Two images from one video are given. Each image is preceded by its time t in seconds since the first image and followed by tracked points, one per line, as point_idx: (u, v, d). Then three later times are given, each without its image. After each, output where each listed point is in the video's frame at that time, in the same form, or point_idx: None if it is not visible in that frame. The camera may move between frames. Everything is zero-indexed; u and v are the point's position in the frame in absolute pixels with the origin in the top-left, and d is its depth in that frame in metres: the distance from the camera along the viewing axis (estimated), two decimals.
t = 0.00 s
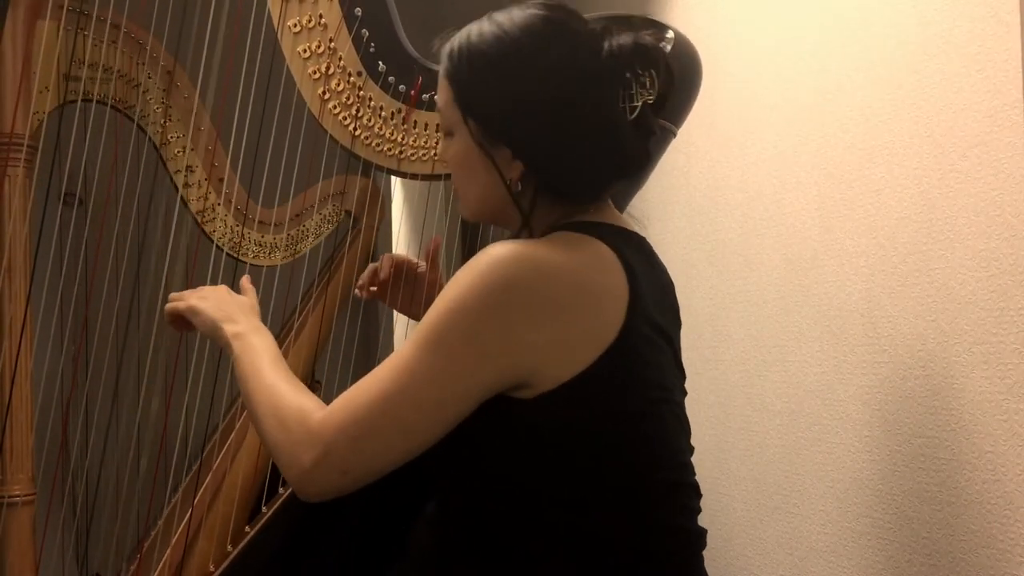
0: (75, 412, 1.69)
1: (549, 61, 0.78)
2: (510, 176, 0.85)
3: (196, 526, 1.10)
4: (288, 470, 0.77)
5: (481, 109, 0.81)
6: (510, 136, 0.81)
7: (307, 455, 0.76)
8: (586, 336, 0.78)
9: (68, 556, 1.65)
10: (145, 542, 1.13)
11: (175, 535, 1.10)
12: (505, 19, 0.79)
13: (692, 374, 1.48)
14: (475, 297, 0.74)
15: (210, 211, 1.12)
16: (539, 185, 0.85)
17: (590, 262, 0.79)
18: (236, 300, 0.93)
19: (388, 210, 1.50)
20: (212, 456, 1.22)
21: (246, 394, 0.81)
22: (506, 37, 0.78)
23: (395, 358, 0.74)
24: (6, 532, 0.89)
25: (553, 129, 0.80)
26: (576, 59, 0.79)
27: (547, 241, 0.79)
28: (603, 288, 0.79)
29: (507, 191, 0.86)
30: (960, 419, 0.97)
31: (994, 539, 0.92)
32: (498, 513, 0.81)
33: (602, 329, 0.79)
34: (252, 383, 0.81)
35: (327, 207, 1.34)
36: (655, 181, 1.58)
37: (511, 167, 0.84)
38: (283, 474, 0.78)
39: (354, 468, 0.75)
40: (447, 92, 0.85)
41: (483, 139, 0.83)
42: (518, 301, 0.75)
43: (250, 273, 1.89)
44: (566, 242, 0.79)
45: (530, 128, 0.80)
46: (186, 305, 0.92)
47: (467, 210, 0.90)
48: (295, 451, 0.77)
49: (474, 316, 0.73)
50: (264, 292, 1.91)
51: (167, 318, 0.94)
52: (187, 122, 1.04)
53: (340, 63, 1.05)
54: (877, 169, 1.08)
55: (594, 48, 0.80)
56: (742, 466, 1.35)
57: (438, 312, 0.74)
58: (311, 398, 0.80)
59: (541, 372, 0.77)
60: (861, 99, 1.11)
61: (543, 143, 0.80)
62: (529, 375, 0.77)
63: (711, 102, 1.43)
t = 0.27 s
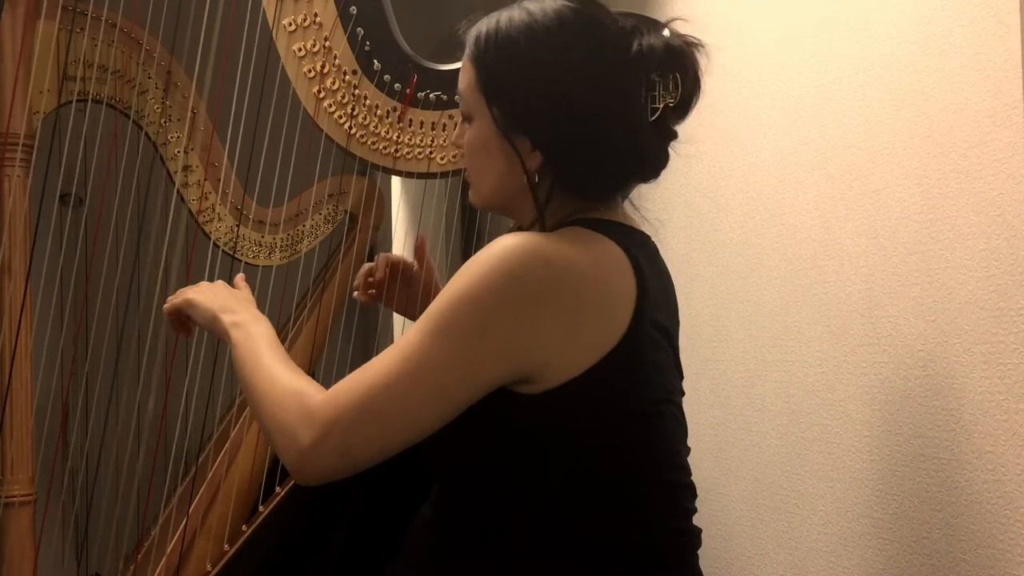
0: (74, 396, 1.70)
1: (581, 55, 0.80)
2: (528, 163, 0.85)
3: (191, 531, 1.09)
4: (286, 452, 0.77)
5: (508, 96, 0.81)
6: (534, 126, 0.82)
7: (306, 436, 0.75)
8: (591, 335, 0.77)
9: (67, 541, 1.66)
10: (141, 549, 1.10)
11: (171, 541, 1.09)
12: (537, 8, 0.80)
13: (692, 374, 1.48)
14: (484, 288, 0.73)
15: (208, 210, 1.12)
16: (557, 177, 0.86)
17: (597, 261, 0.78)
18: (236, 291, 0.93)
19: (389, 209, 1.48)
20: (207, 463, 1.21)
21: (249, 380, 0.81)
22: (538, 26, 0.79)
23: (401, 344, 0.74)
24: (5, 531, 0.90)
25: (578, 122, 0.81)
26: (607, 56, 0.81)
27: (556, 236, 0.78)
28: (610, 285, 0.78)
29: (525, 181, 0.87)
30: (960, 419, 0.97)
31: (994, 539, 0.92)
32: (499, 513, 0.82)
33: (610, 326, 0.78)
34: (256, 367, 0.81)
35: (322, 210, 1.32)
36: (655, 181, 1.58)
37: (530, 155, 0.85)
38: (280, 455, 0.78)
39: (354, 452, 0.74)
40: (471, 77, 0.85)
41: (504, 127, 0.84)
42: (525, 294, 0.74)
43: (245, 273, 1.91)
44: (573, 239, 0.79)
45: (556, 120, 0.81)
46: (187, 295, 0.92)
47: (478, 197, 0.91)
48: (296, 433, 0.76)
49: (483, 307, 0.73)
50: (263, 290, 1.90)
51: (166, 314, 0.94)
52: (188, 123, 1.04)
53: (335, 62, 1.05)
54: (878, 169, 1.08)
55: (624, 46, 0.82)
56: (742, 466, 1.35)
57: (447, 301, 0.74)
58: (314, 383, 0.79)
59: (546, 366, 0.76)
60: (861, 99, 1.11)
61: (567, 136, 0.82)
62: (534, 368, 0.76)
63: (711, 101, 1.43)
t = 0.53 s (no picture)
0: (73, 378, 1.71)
1: (585, 51, 0.80)
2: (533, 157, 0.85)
3: (190, 536, 1.09)
4: (295, 453, 0.77)
5: (512, 91, 0.82)
6: (538, 121, 0.82)
7: (315, 437, 0.75)
8: (593, 320, 0.78)
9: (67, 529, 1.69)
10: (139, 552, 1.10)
11: (168, 547, 1.09)
12: (542, 3, 0.81)
13: (692, 374, 1.48)
14: (483, 277, 0.74)
15: (207, 210, 1.12)
16: (561, 174, 0.85)
17: (595, 248, 0.79)
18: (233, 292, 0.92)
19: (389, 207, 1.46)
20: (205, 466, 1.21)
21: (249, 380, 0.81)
22: (544, 21, 0.79)
23: (403, 338, 0.74)
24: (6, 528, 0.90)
25: (582, 118, 0.81)
26: (612, 52, 0.81)
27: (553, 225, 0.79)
28: (610, 275, 0.79)
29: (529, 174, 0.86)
30: (960, 419, 0.97)
31: (994, 539, 0.92)
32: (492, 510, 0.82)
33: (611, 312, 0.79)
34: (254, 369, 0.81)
35: (320, 210, 1.31)
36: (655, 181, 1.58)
37: (533, 150, 0.84)
38: (289, 457, 0.78)
39: (365, 449, 0.74)
40: (477, 73, 0.86)
41: (508, 122, 0.84)
42: (525, 282, 0.75)
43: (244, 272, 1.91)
44: (570, 227, 0.79)
45: (560, 115, 0.81)
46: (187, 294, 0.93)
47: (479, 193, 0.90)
48: (304, 432, 0.76)
49: (483, 295, 0.74)
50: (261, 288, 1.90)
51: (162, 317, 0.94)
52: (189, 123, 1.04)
53: (332, 60, 1.05)
54: (878, 169, 1.08)
55: (629, 43, 0.82)
56: (742, 465, 1.35)
57: (446, 292, 0.75)
58: (315, 380, 0.79)
59: (550, 354, 0.77)
60: (861, 99, 1.11)
61: (571, 131, 0.82)
62: (538, 357, 0.77)
63: (711, 101, 1.43)
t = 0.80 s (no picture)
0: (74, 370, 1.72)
1: (578, 50, 0.80)
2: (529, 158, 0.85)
3: (187, 541, 1.08)
4: (295, 443, 0.77)
5: (505, 91, 0.82)
6: (532, 121, 0.82)
7: (314, 425, 0.76)
8: (588, 304, 0.78)
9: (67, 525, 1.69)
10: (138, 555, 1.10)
11: (166, 551, 1.08)
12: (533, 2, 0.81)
13: (692, 373, 1.48)
14: (478, 264, 0.74)
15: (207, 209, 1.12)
16: (557, 172, 0.86)
17: (588, 236, 0.79)
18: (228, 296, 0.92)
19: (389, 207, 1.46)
20: (203, 470, 1.21)
21: (246, 375, 0.81)
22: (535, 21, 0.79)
23: (398, 326, 0.74)
24: (6, 529, 0.90)
25: (575, 116, 0.82)
26: (604, 50, 0.81)
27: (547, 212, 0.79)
28: (602, 265, 0.79)
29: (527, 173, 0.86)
30: (960, 419, 0.97)
31: (994, 539, 0.92)
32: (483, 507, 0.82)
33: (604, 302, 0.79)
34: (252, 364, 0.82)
35: (320, 211, 1.32)
36: (655, 181, 1.58)
37: (529, 150, 0.85)
38: (288, 446, 0.78)
39: (363, 437, 0.75)
40: (469, 73, 0.85)
41: (505, 121, 0.84)
42: (519, 267, 0.75)
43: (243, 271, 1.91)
44: (564, 214, 0.79)
45: (555, 114, 0.81)
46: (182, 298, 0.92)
47: (473, 194, 0.91)
48: (302, 423, 0.76)
49: (478, 281, 0.74)
50: (261, 289, 1.91)
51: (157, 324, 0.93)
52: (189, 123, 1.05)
53: (330, 60, 1.05)
54: (878, 169, 1.08)
55: (620, 41, 0.82)
56: (742, 465, 1.35)
57: (440, 279, 0.75)
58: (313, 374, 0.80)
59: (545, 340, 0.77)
60: (861, 99, 1.11)
61: (565, 130, 0.82)
62: (534, 342, 0.77)
63: (711, 101, 1.43)
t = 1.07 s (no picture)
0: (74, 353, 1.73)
1: (573, 48, 0.80)
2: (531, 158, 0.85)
3: (183, 549, 1.07)
4: (291, 438, 0.77)
5: (499, 91, 0.82)
6: (527, 120, 0.82)
7: (310, 421, 0.76)
8: (583, 297, 0.78)
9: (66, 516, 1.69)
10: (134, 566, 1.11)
11: (163, 558, 1.08)
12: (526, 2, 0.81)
13: (692, 373, 1.48)
14: (474, 257, 0.74)
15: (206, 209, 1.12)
16: (555, 173, 0.86)
17: (583, 231, 0.79)
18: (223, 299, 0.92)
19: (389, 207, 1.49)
20: (199, 476, 1.20)
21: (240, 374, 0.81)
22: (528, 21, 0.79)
23: (395, 320, 0.74)
24: (6, 530, 0.90)
25: (571, 115, 0.82)
26: (598, 48, 0.82)
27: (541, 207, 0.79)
28: (595, 260, 0.79)
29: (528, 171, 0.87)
30: (960, 419, 0.97)
31: (994, 539, 0.92)
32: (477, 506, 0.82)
33: (598, 297, 0.79)
34: (246, 363, 0.81)
35: (319, 211, 1.33)
36: (655, 181, 1.58)
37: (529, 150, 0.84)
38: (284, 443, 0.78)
39: (359, 432, 0.75)
40: (462, 74, 0.85)
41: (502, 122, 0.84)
42: (515, 261, 0.75)
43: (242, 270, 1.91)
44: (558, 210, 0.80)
45: (550, 114, 0.82)
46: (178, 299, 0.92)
47: (467, 198, 0.90)
48: (297, 418, 0.76)
49: (473, 274, 0.74)
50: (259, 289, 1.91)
51: (150, 323, 0.93)
52: (187, 121, 1.05)
53: (326, 59, 1.05)
54: (878, 169, 1.08)
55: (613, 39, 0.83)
56: (742, 465, 1.35)
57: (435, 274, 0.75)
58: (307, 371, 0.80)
59: (540, 333, 0.77)
60: (861, 99, 1.11)
61: (560, 130, 0.82)
62: (528, 336, 0.77)
63: (711, 101, 1.43)
